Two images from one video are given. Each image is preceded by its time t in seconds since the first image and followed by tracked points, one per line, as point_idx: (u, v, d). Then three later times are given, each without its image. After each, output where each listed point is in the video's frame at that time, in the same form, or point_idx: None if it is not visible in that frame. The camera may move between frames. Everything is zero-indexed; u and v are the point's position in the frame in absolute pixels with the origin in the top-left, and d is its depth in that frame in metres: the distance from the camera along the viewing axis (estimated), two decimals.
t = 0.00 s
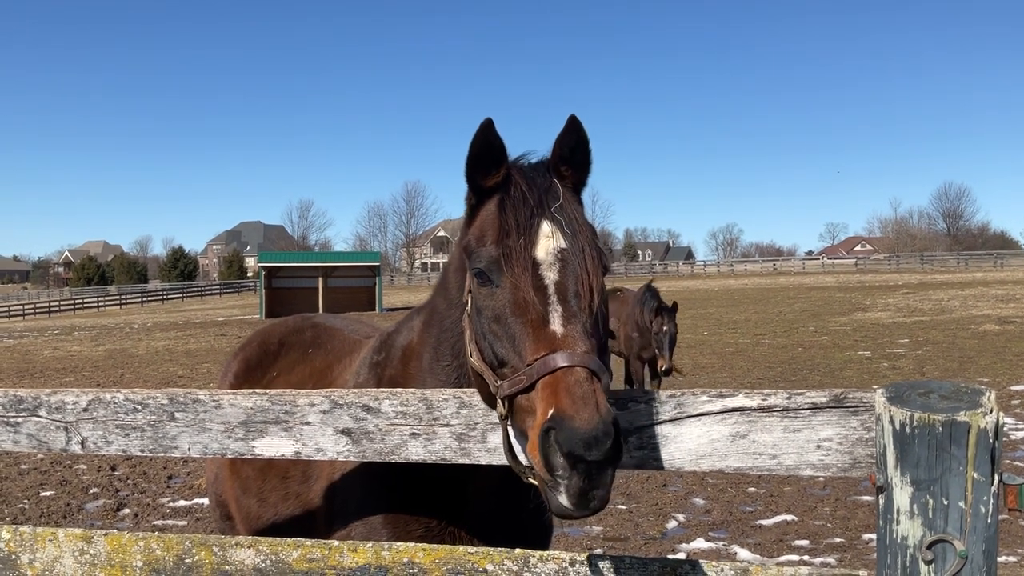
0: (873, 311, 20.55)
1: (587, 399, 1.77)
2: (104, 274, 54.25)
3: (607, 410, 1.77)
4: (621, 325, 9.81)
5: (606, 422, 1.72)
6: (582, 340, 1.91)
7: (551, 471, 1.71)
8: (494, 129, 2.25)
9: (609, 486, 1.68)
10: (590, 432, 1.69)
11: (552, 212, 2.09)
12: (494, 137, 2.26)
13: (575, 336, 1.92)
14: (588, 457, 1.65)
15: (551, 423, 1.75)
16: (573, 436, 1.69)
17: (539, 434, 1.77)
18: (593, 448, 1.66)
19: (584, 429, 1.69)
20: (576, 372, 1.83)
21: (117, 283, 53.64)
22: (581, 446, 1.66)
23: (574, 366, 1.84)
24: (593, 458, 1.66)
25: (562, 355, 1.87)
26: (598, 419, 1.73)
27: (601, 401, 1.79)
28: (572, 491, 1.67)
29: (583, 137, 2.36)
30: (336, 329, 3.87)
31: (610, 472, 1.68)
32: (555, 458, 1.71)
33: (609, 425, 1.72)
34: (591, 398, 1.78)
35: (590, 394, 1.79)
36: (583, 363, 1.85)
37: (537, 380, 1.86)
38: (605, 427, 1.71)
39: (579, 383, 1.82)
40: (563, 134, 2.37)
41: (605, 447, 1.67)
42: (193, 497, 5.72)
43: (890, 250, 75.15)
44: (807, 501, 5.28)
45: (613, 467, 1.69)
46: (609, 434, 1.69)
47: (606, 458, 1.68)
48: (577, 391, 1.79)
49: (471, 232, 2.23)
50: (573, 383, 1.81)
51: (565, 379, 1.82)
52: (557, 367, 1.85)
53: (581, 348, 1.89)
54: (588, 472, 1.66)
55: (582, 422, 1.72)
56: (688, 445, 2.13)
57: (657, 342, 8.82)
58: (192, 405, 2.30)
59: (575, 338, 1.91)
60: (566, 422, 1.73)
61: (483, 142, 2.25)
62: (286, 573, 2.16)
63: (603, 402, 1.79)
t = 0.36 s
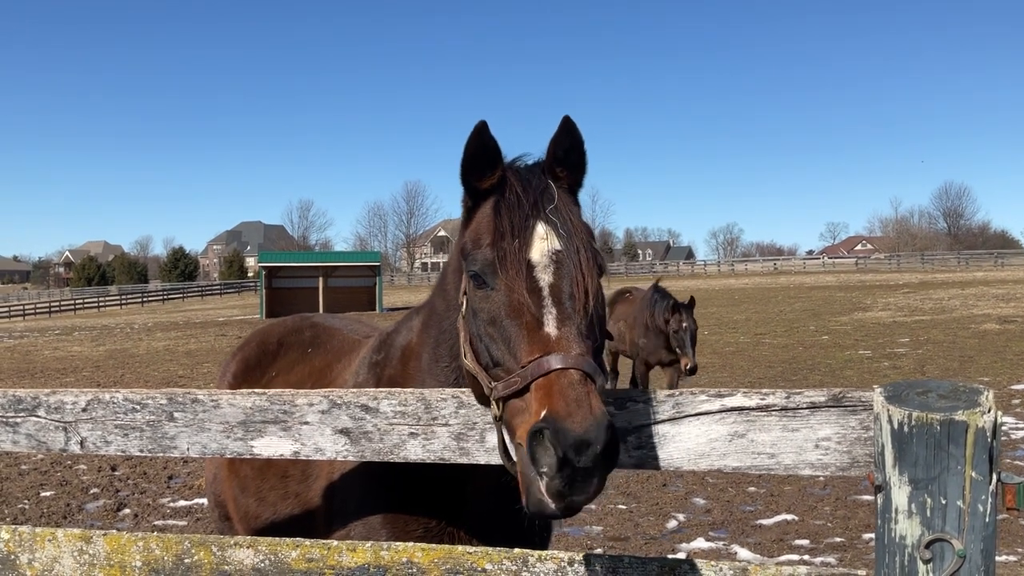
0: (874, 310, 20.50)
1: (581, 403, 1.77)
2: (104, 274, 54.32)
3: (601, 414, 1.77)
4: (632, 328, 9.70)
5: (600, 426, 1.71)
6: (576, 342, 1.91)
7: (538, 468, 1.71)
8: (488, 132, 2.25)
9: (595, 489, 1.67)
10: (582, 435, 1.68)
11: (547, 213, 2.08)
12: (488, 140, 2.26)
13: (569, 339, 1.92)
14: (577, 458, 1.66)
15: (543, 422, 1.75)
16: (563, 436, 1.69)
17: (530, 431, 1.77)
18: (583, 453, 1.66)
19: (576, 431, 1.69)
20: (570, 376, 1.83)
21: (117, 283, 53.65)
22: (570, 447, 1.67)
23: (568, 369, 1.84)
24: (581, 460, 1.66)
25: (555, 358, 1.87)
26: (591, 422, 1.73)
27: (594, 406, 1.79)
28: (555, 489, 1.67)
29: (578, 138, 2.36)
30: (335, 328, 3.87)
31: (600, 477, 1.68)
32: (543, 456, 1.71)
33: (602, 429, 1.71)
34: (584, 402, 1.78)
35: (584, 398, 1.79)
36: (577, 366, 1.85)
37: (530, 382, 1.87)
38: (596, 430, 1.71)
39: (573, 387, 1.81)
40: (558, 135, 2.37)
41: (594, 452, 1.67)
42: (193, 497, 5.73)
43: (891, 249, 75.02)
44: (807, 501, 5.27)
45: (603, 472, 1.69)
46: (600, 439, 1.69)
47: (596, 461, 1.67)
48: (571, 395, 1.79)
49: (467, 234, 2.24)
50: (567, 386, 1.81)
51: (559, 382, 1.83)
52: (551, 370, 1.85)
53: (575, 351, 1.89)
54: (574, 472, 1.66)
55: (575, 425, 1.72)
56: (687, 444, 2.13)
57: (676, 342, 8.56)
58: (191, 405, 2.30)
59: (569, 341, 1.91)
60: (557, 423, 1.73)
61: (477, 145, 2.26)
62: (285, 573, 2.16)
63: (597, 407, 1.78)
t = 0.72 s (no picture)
0: (872, 310, 20.51)
1: (572, 407, 1.78)
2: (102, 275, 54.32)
3: (592, 418, 1.77)
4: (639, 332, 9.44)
5: (590, 429, 1.72)
6: (568, 347, 1.91)
7: (534, 478, 1.71)
8: (484, 134, 2.25)
9: (592, 492, 1.67)
10: (573, 439, 1.69)
11: (543, 217, 2.07)
12: (484, 142, 2.26)
13: (561, 344, 1.92)
14: (571, 464, 1.66)
15: (534, 429, 1.75)
16: (555, 444, 1.69)
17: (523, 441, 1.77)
18: (575, 455, 1.67)
19: (567, 438, 1.69)
20: (561, 379, 1.83)
21: (114, 284, 53.56)
22: (562, 453, 1.67)
23: (559, 373, 1.84)
24: (576, 465, 1.66)
25: (547, 362, 1.87)
26: (581, 427, 1.73)
27: (585, 409, 1.79)
28: (554, 498, 1.67)
29: (576, 141, 2.35)
30: (331, 328, 3.87)
31: (594, 481, 1.68)
32: (538, 466, 1.71)
33: (593, 432, 1.71)
34: (575, 406, 1.78)
35: (574, 402, 1.79)
36: (568, 369, 1.85)
37: (522, 387, 1.87)
38: (588, 434, 1.71)
39: (563, 391, 1.82)
40: (557, 137, 2.36)
41: (586, 455, 1.67)
42: (190, 498, 5.72)
43: (888, 249, 75.10)
44: (805, 500, 5.27)
45: (597, 474, 1.69)
46: (592, 442, 1.69)
47: (590, 464, 1.68)
48: (561, 399, 1.79)
49: (462, 237, 2.25)
50: (558, 390, 1.81)
51: (550, 386, 1.83)
52: (543, 374, 1.85)
53: (567, 355, 1.89)
54: (570, 479, 1.67)
55: (566, 430, 1.72)
56: (684, 444, 2.13)
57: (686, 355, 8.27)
58: (188, 405, 2.30)
59: (561, 345, 1.91)
60: (548, 431, 1.73)
61: (473, 147, 2.26)
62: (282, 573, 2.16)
63: (587, 411, 1.78)
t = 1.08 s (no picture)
0: (865, 310, 20.57)
1: (557, 411, 1.78)
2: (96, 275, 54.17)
3: (579, 422, 1.77)
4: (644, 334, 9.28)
5: (576, 432, 1.72)
6: (557, 351, 1.91)
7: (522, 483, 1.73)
8: (480, 136, 2.25)
9: (579, 494, 1.68)
10: (558, 443, 1.70)
11: (536, 220, 2.07)
12: (480, 144, 2.26)
13: (550, 348, 1.92)
14: (554, 467, 1.67)
15: (520, 434, 1.77)
16: (539, 449, 1.70)
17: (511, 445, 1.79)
18: (560, 458, 1.67)
19: (550, 442, 1.70)
20: (549, 383, 1.84)
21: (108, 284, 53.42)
22: (546, 457, 1.68)
23: (547, 377, 1.85)
24: (559, 469, 1.67)
25: (536, 365, 1.88)
26: (567, 431, 1.73)
27: (572, 412, 1.79)
28: (542, 501, 1.68)
29: (571, 144, 2.35)
30: (323, 329, 3.86)
31: (580, 485, 1.69)
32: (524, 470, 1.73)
33: (578, 436, 1.71)
34: (561, 410, 1.78)
35: (560, 406, 1.79)
36: (556, 373, 1.85)
37: (511, 391, 1.88)
38: (573, 437, 1.72)
39: (550, 395, 1.82)
40: (552, 140, 2.37)
41: (572, 458, 1.68)
42: (184, 498, 5.72)
43: (883, 249, 75.30)
44: (799, 500, 5.29)
45: (582, 476, 1.70)
46: (578, 446, 1.69)
47: (574, 467, 1.68)
48: (547, 403, 1.80)
49: (457, 238, 2.25)
50: (545, 394, 1.82)
51: (538, 390, 1.83)
52: (531, 378, 1.85)
53: (556, 358, 1.89)
54: (555, 482, 1.68)
55: (551, 435, 1.73)
56: (677, 444, 2.14)
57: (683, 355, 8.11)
58: (182, 406, 2.30)
59: (550, 348, 1.91)
60: (533, 435, 1.74)
61: (470, 149, 2.26)
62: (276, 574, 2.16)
63: (574, 414, 1.78)
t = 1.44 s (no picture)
0: (857, 308, 20.65)
1: (553, 407, 1.78)
2: (88, 274, 53.92)
3: (574, 418, 1.77)
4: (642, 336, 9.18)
5: (571, 428, 1.72)
6: (552, 349, 1.91)
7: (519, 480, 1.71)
8: (474, 133, 2.24)
9: (576, 488, 1.68)
10: (554, 440, 1.69)
11: (531, 217, 2.07)
12: (474, 141, 2.25)
13: (545, 345, 1.91)
14: (551, 462, 1.66)
15: (516, 431, 1.76)
16: (535, 445, 1.69)
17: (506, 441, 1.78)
18: (556, 453, 1.67)
19: (546, 438, 1.69)
20: (544, 380, 1.83)
21: (99, 284, 53.22)
22: (542, 452, 1.67)
23: (542, 374, 1.84)
24: (555, 464, 1.66)
25: (531, 363, 1.87)
26: (562, 427, 1.73)
27: (567, 408, 1.79)
28: (538, 496, 1.67)
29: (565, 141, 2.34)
30: (313, 328, 3.85)
31: (575, 481, 1.68)
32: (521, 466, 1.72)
33: (573, 431, 1.71)
34: (556, 406, 1.78)
35: (554, 403, 1.79)
36: (551, 370, 1.85)
37: (506, 388, 1.87)
38: (568, 432, 1.71)
39: (545, 392, 1.82)
40: (546, 137, 2.36)
41: (568, 452, 1.67)
42: (175, 498, 5.70)
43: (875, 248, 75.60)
44: (791, 498, 5.30)
45: (578, 470, 1.69)
46: (573, 441, 1.69)
47: (570, 461, 1.68)
48: (542, 400, 1.79)
49: (450, 236, 2.25)
50: (539, 392, 1.81)
51: (533, 387, 1.83)
52: (526, 375, 1.85)
53: (550, 356, 1.89)
54: (552, 476, 1.67)
55: (546, 431, 1.72)
56: (668, 442, 2.14)
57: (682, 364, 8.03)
58: (171, 405, 2.29)
59: (545, 346, 1.91)
60: (529, 431, 1.73)
61: (463, 146, 2.26)
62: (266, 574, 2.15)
63: (569, 410, 1.78)
